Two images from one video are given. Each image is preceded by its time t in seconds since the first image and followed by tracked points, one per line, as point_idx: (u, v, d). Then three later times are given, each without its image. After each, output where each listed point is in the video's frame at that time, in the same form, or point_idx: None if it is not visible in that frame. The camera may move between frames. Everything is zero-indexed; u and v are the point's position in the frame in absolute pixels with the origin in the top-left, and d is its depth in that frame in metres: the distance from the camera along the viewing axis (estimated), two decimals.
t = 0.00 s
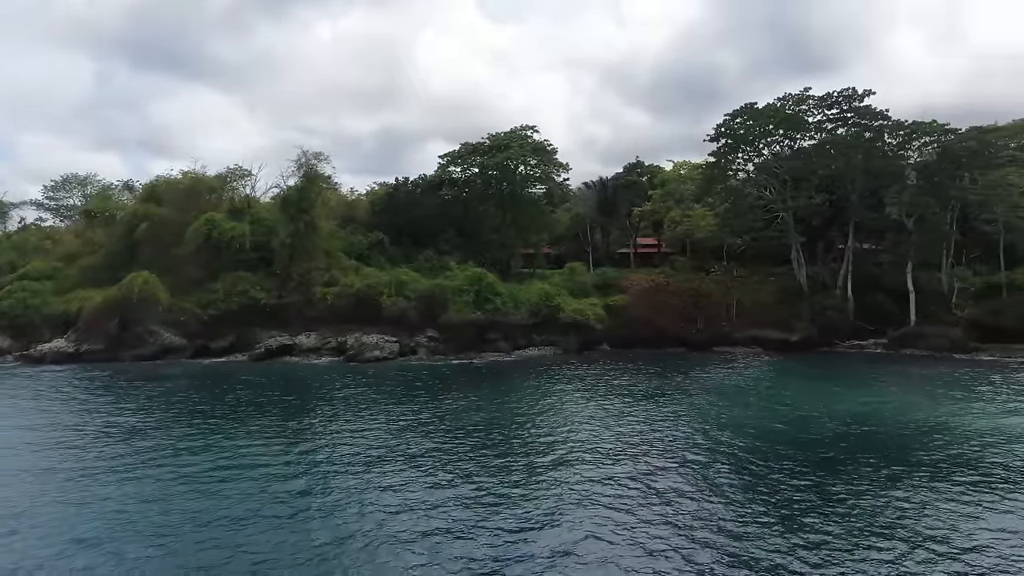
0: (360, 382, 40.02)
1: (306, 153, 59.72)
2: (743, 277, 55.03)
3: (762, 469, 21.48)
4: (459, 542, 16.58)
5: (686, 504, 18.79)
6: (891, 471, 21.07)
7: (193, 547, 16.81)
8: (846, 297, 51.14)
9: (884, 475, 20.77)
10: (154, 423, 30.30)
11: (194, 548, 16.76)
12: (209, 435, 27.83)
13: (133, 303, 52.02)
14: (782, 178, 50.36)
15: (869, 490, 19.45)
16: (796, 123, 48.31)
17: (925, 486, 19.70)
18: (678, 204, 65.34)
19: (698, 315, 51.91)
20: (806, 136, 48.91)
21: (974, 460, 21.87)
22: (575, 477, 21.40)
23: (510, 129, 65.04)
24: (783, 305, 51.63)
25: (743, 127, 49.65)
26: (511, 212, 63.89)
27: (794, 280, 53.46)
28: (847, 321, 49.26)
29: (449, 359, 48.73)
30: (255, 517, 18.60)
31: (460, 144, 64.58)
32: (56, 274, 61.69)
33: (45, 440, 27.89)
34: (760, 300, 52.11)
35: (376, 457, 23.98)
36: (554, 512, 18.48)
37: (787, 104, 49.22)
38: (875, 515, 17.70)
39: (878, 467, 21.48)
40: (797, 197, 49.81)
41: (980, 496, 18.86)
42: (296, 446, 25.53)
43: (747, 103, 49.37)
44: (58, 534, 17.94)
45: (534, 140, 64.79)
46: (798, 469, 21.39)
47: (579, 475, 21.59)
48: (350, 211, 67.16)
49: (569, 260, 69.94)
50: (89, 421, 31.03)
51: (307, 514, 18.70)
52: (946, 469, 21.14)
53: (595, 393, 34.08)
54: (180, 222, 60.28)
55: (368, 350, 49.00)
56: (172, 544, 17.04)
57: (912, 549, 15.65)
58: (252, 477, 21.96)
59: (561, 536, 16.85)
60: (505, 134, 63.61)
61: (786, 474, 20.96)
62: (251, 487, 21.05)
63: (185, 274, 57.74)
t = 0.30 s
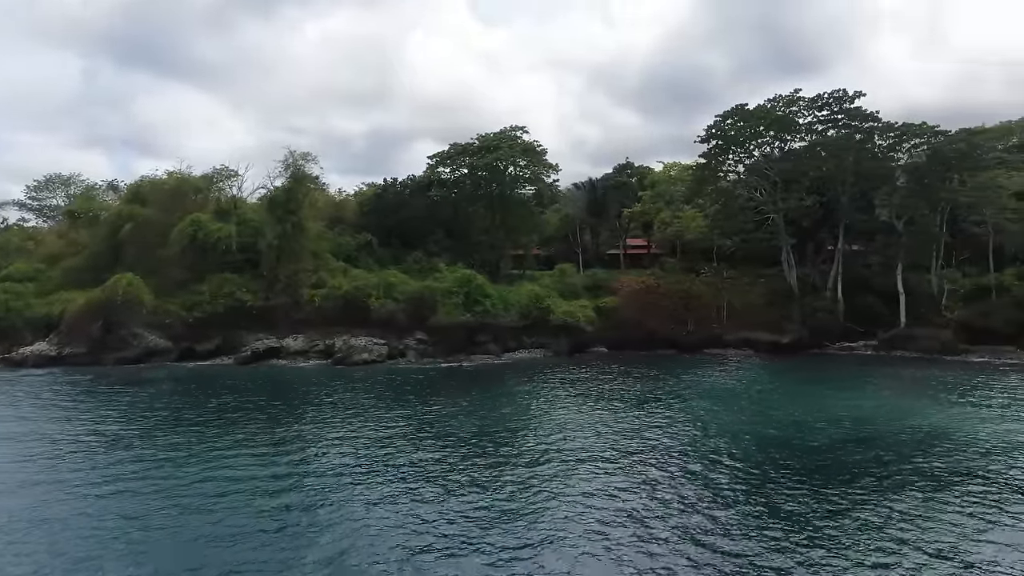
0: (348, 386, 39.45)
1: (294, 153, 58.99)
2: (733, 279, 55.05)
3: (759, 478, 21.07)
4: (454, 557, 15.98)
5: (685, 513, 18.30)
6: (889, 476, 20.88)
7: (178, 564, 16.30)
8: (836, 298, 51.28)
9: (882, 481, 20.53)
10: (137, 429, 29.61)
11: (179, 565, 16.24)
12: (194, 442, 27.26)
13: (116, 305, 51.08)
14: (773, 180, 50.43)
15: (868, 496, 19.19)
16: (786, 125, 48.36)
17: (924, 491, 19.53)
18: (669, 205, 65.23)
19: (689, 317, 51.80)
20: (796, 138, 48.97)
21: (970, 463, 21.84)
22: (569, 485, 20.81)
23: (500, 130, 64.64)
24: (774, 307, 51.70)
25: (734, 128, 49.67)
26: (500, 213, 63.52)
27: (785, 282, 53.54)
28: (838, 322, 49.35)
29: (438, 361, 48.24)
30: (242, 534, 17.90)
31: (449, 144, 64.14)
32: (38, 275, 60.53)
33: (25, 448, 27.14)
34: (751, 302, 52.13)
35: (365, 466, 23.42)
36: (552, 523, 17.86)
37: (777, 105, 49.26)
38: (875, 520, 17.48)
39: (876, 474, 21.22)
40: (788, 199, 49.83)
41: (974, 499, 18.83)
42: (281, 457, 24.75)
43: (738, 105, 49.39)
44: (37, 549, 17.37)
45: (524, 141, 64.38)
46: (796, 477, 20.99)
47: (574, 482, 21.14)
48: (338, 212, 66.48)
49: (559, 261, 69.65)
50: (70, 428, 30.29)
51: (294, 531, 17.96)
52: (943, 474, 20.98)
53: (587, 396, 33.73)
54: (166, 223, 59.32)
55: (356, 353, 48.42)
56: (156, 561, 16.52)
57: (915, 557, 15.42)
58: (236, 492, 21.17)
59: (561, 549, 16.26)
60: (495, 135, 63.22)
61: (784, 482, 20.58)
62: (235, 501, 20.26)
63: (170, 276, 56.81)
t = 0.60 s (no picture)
0: (337, 390, 38.88)
1: (281, 154, 58.24)
2: (724, 281, 55.10)
3: (758, 485, 20.79)
4: None
5: (690, 526, 17.87)
6: (889, 484, 20.67)
7: None
8: (827, 300, 51.40)
9: (881, 489, 20.33)
10: (120, 436, 28.93)
11: None
12: (180, 450, 26.71)
13: (100, 309, 50.29)
14: (764, 182, 50.56)
15: (868, 506, 18.98)
16: (777, 126, 48.42)
17: (924, 501, 19.33)
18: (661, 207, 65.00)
19: (679, 319, 51.76)
20: (787, 140, 49.09)
21: (969, 469, 21.71)
22: (568, 497, 20.37)
23: (490, 130, 64.11)
24: (764, 308, 51.85)
25: (726, 130, 49.76)
26: (490, 214, 63.13)
27: (775, 283, 53.65)
28: (828, 324, 49.43)
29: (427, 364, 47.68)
30: (231, 554, 17.27)
31: (439, 144, 63.71)
32: (20, 277, 59.33)
33: (4, 456, 26.40)
34: (742, 304, 52.21)
35: (355, 478, 22.91)
36: (553, 539, 17.43)
37: (768, 106, 49.33)
38: (877, 533, 17.20)
39: (874, 481, 21.06)
40: (779, 201, 49.79)
41: (975, 509, 18.62)
42: (268, 468, 24.11)
43: (728, 106, 49.43)
44: (17, 568, 16.81)
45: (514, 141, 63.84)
46: (794, 485, 20.73)
47: (570, 492, 20.78)
48: (326, 213, 65.83)
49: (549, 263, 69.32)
50: (52, 434, 29.56)
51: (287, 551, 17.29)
52: (941, 481, 20.85)
53: (577, 400, 33.45)
54: (151, 224, 58.37)
55: (344, 356, 47.88)
56: None
57: (922, 572, 15.16)
58: (222, 506, 20.59)
59: (564, 568, 15.81)
60: (484, 135, 62.75)
61: (783, 490, 20.31)
62: (222, 518, 19.60)
63: (155, 278, 55.89)
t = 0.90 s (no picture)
0: (324, 395, 38.37)
1: (269, 155, 57.61)
2: (715, 283, 55.11)
3: (755, 492, 20.63)
4: None
5: (689, 535, 17.71)
6: (886, 490, 20.58)
7: None
8: (819, 303, 51.42)
9: (879, 494, 20.21)
10: (104, 445, 28.31)
11: None
12: (166, 459, 26.22)
13: (83, 312, 49.68)
14: (754, 183, 50.78)
15: (866, 513, 18.84)
16: (767, 128, 48.82)
17: (921, 506, 19.23)
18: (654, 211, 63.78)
19: (669, 322, 51.79)
20: (777, 142, 49.29)
21: (964, 473, 21.68)
22: (565, 505, 20.15)
23: (480, 131, 63.11)
24: (755, 313, 52.14)
25: (717, 132, 49.96)
26: (478, 217, 61.76)
27: (766, 286, 53.70)
28: (821, 327, 49.44)
29: (415, 368, 46.94)
30: (222, 566, 16.84)
31: (428, 145, 63.32)
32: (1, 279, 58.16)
33: None
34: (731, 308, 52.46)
35: (347, 486, 22.45)
36: (552, 552, 17.05)
37: (758, 108, 49.52)
38: (878, 541, 17.04)
39: (870, 486, 20.97)
40: (769, 202, 49.86)
41: (971, 515, 18.53)
42: (255, 478, 23.65)
43: (718, 107, 49.59)
44: None
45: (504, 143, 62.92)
46: (791, 491, 20.57)
47: (567, 501, 20.44)
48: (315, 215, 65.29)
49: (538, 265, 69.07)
50: (32, 442, 28.84)
51: (281, 564, 16.91)
52: (937, 485, 20.78)
53: (568, 405, 33.21)
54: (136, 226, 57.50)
55: (332, 359, 47.35)
56: None
57: None
58: (210, 516, 20.09)
59: None
60: (474, 136, 62.15)
61: (781, 497, 20.12)
62: (211, 527, 19.14)
63: (140, 281, 54.99)
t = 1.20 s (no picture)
0: (311, 399, 37.81)
1: (255, 155, 56.81)
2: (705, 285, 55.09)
3: (746, 500, 20.49)
4: None
5: (682, 547, 17.53)
6: (882, 496, 20.43)
7: None
8: (809, 305, 51.45)
9: (875, 501, 20.04)
10: (85, 452, 27.63)
11: None
12: (147, 466, 25.55)
13: (66, 316, 48.82)
14: (744, 185, 50.85)
15: (863, 522, 18.65)
16: (758, 130, 48.68)
17: (917, 513, 19.10)
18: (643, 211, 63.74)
19: (659, 325, 51.76)
20: (767, 143, 49.30)
21: (959, 478, 21.60)
22: (559, 519, 19.77)
23: (469, 132, 62.91)
24: (745, 315, 52.14)
25: (707, 133, 49.98)
26: (467, 218, 60.90)
27: (756, 287, 53.71)
28: (811, 329, 49.47)
29: (403, 371, 46.55)
30: None
31: (417, 146, 62.81)
32: None
33: None
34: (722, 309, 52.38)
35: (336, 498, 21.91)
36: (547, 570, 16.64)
37: (749, 109, 49.39)
38: (876, 553, 16.82)
39: (866, 492, 20.82)
40: (759, 204, 50.00)
41: (969, 523, 18.34)
42: (241, 485, 23.16)
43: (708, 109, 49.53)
44: None
45: (494, 144, 62.73)
46: (786, 500, 20.38)
47: (562, 516, 20.03)
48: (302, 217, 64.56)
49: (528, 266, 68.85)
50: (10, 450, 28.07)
51: None
52: (933, 490, 20.67)
53: (559, 410, 32.87)
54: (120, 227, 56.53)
55: (320, 362, 46.81)
56: None
57: None
58: (195, 527, 19.57)
59: None
60: (463, 137, 61.88)
61: (778, 506, 19.89)
62: (198, 541, 18.66)
63: (124, 283, 54.07)
